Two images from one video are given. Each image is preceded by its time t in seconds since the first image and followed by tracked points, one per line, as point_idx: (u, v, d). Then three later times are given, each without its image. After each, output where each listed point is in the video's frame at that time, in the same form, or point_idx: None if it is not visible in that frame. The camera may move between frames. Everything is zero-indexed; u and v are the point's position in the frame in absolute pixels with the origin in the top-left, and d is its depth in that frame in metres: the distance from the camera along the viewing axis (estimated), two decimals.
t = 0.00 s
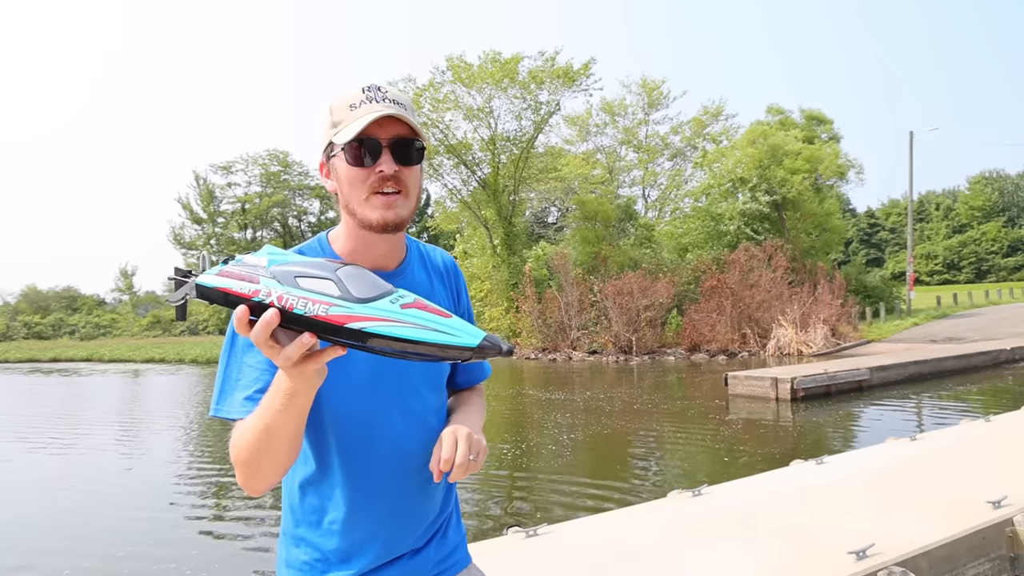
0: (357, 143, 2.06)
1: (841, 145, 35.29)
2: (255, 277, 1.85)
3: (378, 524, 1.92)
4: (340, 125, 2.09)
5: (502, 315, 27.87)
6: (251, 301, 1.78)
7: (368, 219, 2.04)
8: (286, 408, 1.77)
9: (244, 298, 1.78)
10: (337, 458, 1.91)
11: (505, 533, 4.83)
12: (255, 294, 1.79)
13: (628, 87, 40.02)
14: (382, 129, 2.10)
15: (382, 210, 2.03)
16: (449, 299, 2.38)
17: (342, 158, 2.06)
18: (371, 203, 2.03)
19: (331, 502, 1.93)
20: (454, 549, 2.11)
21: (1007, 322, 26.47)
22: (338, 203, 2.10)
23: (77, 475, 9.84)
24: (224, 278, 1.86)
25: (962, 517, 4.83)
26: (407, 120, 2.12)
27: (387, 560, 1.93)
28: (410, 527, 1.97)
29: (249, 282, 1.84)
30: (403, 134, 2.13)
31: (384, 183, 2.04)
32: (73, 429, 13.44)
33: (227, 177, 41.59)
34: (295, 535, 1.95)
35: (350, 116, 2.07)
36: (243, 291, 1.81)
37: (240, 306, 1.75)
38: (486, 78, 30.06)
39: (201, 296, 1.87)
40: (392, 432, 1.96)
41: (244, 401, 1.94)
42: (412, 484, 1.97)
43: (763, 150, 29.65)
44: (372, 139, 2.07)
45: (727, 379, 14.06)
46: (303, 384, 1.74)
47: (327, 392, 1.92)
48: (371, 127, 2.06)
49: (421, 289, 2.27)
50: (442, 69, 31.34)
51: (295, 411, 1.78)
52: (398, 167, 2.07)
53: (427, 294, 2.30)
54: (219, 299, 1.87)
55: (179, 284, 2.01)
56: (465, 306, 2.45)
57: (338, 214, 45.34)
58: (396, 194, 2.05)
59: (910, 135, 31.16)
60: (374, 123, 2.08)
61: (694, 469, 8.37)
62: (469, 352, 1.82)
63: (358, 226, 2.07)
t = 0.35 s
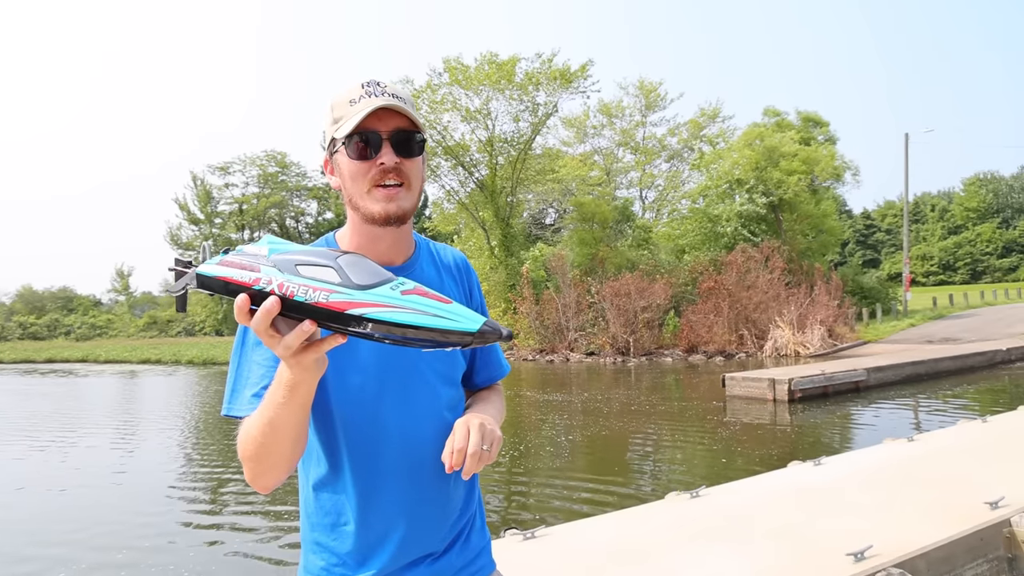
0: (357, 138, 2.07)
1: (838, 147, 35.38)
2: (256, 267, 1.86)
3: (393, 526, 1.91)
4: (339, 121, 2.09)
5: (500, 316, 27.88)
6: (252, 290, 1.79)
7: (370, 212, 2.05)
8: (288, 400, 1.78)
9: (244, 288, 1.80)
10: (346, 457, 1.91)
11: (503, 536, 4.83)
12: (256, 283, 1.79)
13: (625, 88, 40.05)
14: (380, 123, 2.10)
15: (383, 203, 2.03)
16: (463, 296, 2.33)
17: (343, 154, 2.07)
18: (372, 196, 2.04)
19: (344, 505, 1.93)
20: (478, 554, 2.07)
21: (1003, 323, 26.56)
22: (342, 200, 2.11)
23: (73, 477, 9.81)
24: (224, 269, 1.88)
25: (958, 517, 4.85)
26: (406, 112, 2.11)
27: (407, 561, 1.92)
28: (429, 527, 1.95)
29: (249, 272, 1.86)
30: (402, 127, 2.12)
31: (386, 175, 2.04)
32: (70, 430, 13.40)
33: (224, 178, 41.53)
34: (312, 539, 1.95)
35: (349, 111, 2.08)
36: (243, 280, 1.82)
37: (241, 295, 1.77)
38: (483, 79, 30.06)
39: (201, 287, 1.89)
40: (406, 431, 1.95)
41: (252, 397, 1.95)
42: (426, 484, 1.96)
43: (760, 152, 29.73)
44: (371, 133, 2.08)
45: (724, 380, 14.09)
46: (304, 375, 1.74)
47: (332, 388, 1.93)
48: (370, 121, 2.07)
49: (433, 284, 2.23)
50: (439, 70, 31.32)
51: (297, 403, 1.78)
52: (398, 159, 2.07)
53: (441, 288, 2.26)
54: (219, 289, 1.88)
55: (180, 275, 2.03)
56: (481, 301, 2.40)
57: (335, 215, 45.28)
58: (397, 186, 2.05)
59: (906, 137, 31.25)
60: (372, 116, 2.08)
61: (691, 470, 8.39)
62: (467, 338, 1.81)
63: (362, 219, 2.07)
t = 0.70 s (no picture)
0: (330, 147, 2.09)
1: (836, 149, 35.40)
2: (250, 274, 1.87)
3: (393, 516, 1.88)
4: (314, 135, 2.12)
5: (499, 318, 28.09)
6: (251, 301, 1.81)
7: (365, 209, 2.07)
8: (293, 394, 1.80)
9: (243, 297, 1.81)
10: (357, 445, 1.92)
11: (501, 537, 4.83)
12: (254, 293, 1.81)
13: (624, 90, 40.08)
14: (348, 125, 2.09)
15: (373, 197, 2.05)
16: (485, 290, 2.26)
17: (327, 162, 2.11)
18: (362, 193, 2.06)
19: (347, 491, 1.93)
20: (484, 564, 1.96)
21: (1002, 325, 26.56)
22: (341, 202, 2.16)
23: (72, 478, 9.82)
24: (218, 280, 1.90)
25: (957, 520, 4.84)
26: (370, 105, 2.07)
27: (409, 559, 1.87)
28: (433, 525, 1.90)
29: (244, 280, 1.87)
30: (370, 121, 2.08)
31: (369, 170, 2.04)
32: (69, 432, 13.40)
33: (223, 180, 41.57)
34: (318, 530, 1.95)
35: (315, 124, 2.09)
36: (240, 291, 1.84)
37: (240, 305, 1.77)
38: (482, 81, 30.10)
39: (197, 300, 1.91)
40: (415, 422, 1.92)
41: (265, 386, 1.99)
42: (432, 477, 1.92)
43: (759, 154, 29.78)
44: (341, 137, 2.07)
45: (722, 382, 14.11)
46: (308, 371, 1.76)
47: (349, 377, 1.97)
48: (338, 125, 2.07)
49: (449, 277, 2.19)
50: (437, 73, 31.36)
51: (302, 394, 1.80)
52: (374, 153, 2.05)
53: (458, 283, 2.21)
54: (216, 302, 1.91)
55: (167, 288, 2.10)
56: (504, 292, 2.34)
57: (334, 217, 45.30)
58: (383, 176, 2.05)
59: (904, 139, 31.25)
60: (338, 122, 2.08)
61: (689, 472, 8.41)
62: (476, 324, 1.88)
63: (362, 217, 2.09)
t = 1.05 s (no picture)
0: (341, 149, 2.13)
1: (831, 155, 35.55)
2: (241, 275, 1.94)
3: (395, 522, 1.89)
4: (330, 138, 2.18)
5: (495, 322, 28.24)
6: (240, 299, 1.88)
7: (364, 213, 2.08)
8: (284, 396, 1.85)
9: (232, 296, 1.88)
10: (358, 447, 1.95)
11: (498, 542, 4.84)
12: (243, 292, 1.88)
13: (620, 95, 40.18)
14: (361, 130, 2.14)
15: (373, 201, 2.05)
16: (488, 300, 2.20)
17: (336, 166, 2.16)
18: (363, 197, 2.07)
19: (351, 496, 1.95)
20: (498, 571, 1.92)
21: (996, 330, 26.67)
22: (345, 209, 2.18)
23: (66, 481, 9.78)
24: (210, 280, 1.95)
25: (951, 524, 4.87)
26: (386, 114, 2.12)
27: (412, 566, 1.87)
28: (434, 530, 1.89)
29: (234, 280, 1.94)
30: (383, 129, 2.12)
31: (373, 175, 2.07)
32: (63, 435, 13.34)
33: (218, 182, 41.47)
34: (328, 538, 1.99)
35: (330, 126, 2.15)
36: (230, 290, 1.89)
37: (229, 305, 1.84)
38: (478, 85, 30.13)
39: (187, 299, 1.96)
40: (410, 426, 1.92)
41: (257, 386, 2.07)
42: (436, 483, 1.90)
43: (754, 158, 29.88)
44: (352, 140, 2.12)
45: (718, 387, 14.14)
46: (297, 371, 1.82)
47: (350, 386, 1.99)
48: (350, 128, 2.12)
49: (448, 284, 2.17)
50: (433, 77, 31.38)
51: (294, 396, 1.85)
52: (381, 159, 2.08)
53: (458, 291, 2.19)
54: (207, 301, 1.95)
55: (162, 289, 2.09)
56: (514, 296, 2.24)
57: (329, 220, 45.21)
58: (386, 183, 2.07)
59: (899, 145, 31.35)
60: (351, 126, 2.14)
61: (685, 475, 8.44)
62: (457, 322, 1.89)
63: (362, 222, 2.11)
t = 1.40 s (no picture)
0: (333, 152, 2.12)
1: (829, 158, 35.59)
2: (228, 282, 1.92)
3: (386, 523, 1.89)
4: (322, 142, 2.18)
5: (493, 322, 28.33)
6: (226, 307, 1.86)
7: (357, 218, 2.09)
8: (274, 400, 1.88)
9: (218, 304, 1.87)
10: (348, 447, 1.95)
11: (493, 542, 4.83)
12: (229, 299, 1.87)
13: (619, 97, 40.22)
14: (353, 134, 2.13)
15: (365, 206, 2.06)
16: (475, 307, 2.15)
17: (328, 170, 2.16)
18: (355, 202, 2.08)
19: (343, 497, 1.96)
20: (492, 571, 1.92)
21: (993, 333, 26.70)
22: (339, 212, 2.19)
23: (63, 480, 9.77)
24: (196, 288, 1.93)
25: (945, 527, 4.87)
26: (376, 118, 2.11)
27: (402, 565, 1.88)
28: (424, 530, 1.88)
29: (221, 288, 1.92)
30: (375, 133, 2.11)
31: (365, 180, 2.07)
32: (59, 434, 13.33)
33: (217, 182, 41.48)
34: (321, 537, 2.01)
35: (322, 131, 2.15)
36: (216, 298, 1.89)
37: (215, 312, 1.83)
38: (477, 86, 30.14)
39: (174, 307, 1.94)
40: (400, 427, 1.92)
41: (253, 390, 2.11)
42: (426, 484, 1.90)
43: (753, 161, 29.89)
44: (343, 145, 2.12)
45: (715, 389, 14.14)
46: (284, 377, 1.85)
47: (340, 388, 2.00)
48: (341, 133, 2.11)
49: (437, 286, 2.15)
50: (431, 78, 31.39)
51: (283, 400, 1.89)
52: (372, 163, 2.08)
53: (452, 290, 2.18)
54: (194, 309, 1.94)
55: (151, 297, 2.04)
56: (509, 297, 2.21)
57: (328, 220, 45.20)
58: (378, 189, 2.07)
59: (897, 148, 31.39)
60: (343, 130, 2.13)
61: (681, 477, 8.45)
62: (432, 332, 1.88)
63: (356, 227, 2.12)
